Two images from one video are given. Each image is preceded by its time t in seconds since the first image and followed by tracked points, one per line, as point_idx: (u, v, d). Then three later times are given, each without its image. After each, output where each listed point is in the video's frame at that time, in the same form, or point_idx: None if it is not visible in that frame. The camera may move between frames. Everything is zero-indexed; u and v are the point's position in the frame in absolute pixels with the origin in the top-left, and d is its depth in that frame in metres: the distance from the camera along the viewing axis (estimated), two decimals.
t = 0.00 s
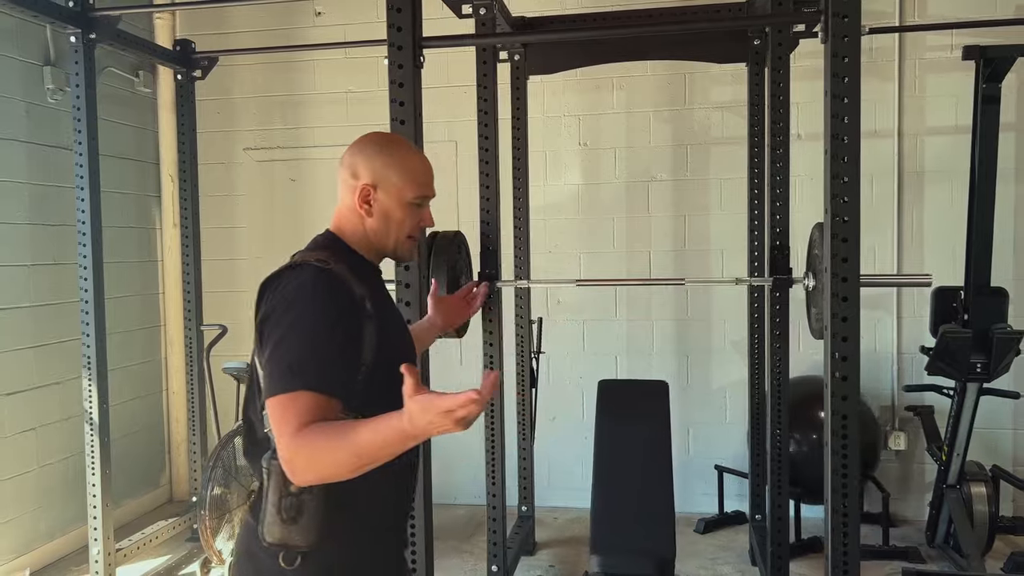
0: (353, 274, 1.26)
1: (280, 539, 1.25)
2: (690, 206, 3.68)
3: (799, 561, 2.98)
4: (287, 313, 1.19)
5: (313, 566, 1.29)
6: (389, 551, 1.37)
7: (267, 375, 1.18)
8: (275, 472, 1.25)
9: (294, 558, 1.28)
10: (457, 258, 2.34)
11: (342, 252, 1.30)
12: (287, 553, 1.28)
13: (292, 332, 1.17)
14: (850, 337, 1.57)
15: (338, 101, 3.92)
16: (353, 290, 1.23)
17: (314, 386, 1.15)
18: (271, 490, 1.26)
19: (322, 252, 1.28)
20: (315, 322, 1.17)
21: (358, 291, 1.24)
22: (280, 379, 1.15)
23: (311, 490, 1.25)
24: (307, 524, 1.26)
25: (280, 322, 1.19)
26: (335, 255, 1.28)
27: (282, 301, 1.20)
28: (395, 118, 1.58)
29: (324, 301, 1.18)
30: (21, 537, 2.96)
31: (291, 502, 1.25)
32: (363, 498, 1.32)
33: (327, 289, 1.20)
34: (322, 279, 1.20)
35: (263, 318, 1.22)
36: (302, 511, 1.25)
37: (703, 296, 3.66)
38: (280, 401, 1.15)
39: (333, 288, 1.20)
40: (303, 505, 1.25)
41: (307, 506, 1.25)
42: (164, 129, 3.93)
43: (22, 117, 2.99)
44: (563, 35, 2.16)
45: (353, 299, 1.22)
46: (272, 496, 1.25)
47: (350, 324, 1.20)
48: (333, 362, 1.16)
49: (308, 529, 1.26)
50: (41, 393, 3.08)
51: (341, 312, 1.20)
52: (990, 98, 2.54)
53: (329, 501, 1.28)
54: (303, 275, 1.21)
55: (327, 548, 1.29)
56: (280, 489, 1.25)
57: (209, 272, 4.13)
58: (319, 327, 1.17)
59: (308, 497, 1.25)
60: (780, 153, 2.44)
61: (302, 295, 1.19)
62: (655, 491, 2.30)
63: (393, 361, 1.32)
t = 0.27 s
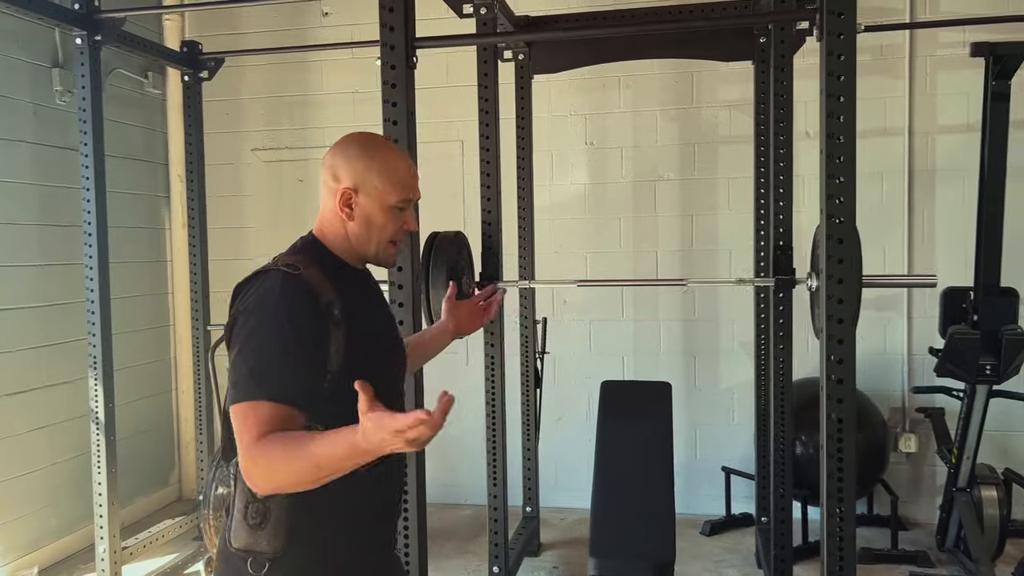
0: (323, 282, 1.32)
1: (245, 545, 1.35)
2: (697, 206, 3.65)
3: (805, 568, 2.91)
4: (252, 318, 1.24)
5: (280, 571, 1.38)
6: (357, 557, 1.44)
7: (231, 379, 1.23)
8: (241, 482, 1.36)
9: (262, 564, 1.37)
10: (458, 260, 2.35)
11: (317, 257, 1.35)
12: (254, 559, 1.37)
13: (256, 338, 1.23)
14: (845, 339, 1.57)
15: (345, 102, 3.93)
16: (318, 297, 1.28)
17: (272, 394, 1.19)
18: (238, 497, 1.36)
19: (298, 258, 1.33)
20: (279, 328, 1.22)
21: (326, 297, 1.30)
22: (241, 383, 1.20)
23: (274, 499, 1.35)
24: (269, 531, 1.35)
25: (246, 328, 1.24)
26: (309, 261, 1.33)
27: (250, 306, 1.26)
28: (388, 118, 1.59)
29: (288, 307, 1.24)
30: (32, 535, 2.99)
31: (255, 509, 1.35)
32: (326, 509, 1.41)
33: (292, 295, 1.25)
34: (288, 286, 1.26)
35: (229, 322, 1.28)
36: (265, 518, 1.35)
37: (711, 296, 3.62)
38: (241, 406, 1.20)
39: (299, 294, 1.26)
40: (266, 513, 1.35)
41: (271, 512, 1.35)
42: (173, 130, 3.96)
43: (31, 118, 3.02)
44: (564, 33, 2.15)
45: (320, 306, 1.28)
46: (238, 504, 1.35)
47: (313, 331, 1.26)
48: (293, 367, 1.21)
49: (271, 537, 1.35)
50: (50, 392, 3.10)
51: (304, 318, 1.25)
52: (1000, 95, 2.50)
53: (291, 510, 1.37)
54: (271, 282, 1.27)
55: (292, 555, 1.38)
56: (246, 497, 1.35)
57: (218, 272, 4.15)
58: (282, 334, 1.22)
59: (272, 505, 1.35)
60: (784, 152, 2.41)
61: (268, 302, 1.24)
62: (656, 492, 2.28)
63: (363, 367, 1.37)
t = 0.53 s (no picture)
0: (311, 282, 1.31)
1: (230, 548, 1.34)
2: (710, 203, 3.58)
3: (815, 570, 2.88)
4: (240, 323, 1.24)
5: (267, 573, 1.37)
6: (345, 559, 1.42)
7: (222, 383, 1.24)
8: (226, 485, 1.35)
9: (249, 566, 1.36)
10: (465, 258, 2.32)
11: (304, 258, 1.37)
12: (241, 562, 1.36)
13: (243, 342, 1.23)
14: (853, 339, 1.54)
15: (356, 100, 3.92)
16: (307, 298, 1.28)
17: (268, 400, 1.19)
18: (223, 499, 1.35)
19: (286, 259, 1.35)
20: (267, 332, 1.23)
21: (314, 298, 1.29)
22: (231, 388, 1.21)
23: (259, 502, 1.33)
24: (254, 535, 1.34)
25: (234, 332, 1.25)
26: (295, 262, 1.34)
27: (237, 310, 1.26)
28: (387, 115, 1.58)
29: (275, 311, 1.24)
30: (44, 531, 3.02)
31: (239, 512, 1.34)
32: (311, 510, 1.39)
33: (279, 297, 1.25)
34: (274, 289, 1.26)
35: (218, 327, 1.28)
36: (250, 522, 1.34)
37: (724, 295, 3.58)
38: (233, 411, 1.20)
39: (286, 297, 1.26)
40: (251, 516, 1.34)
41: (255, 517, 1.33)
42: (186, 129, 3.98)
43: (44, 118, 3.04)
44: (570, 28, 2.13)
45: (308, 307, 1.28)
46: (222, 507, 1.35)
47: (303, 333, 1.26)
48: (283, 371, 1.22)
49: (256, 540, 1.34)
50: (63, 390, 3.12)
51: (292, 320, 1.25)
52: (1017, 90, 2.44)
53: (277, 512, 1.36)
54: (257, 284, 1.27)
55: (278, 557, 1.37)
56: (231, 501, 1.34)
57: (230, 270, 4.17)
58: (271, 338, 1.23)
59: (257, 508, 1.34)
60: (796, 150, 2.36)
61: (255, 305, 1.24)
62: (664, 494, 2.26)
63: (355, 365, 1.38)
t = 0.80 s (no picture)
0: (302, 277, 1.30)
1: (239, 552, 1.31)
2: (724, 201, 3.51)
3: (829, 575, 2.85)
4: (236, 324, 1.22)
5: None
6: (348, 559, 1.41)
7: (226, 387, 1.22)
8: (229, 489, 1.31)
9: (256, 570, 1.34)
10: (470, 258, 2.29)
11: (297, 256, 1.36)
12: (249, 566, 1.33)
13: (243, 343, 1.21)
14: (861, 341, 1.50)
15: (367, 99, 3.91)
16: (301, 292, 1.27)
17: (285, 401, 1.18)
18: (228, 504, 1.31)
19: (277, 256, 1.33)
20: (267, 330, 1.21)
21: (307, 291, 1.28)
22: (242, 392, 1.18)
23: (265, 505, 1.31)
24: (263, 538, 1.31)
25: (230, 334, 1.22)
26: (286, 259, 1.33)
27: (229, 312, 1.23)
28: (386, 112, 1.56)
29: (271, 308, 1.22)
30: (55, 530, 3.04)
31: (247, 517, 1.31)
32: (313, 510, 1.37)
33: (273, 294, 1.24)
34: (266, 286, 1.24)
35: (212, 332, 1.25)
36: (256, 526, 1.31)
37: (738, 295, 3.52)
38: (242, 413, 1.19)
39: (281, 293, 1.24)
40: (258, 520, 1.31)
41: (264, 520, 1.31)
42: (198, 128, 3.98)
43: (54, 118, 3.06)
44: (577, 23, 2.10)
45: (303, 301, 1.26)
46: (228, 512, 1.31)
47: (303, 327, 1.24)
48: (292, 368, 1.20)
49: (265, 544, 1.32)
50: (73, 389, 3.14)
51: (291, 315, 1.23)
52: None
53: (283, 517, 1.33)
54: (246, 284, 1.24)
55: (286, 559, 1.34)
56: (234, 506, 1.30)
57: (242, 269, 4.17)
58: (271, 335, 1.21)
59: (263, 512, 1.31)
60: (809, 146, 2.32)
61: (249, 305, 1.22)
62: (673, 497, 2.23)
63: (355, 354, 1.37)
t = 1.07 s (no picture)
0: (287, 278, 1.29)
1: (240, 566, 1.32)
2: (739, 202, 3.45)
3: None
4: (223, 331, 1.20)
5: None
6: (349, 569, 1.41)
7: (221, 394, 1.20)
8: (226, 503, 1.33)
9: None
10: (478, 260, 2.26)
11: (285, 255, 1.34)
12: None
13: (233, 348, 1.19)
14: (873, 347, 1.44)
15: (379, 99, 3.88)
16: (286, 292, 1.26)
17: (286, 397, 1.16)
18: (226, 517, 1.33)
19: (263, 260, 1.31)
20: (257, 332, 1.20)
21: (293, 292, 1.27)
22: (240, 394, 1.17)
23: (260, 518, 1.31)
24: (261, 552, 1.31)
25: (222, 340, 1.21)
26: (272, 262, 1.31)
27: (216, 319, 1.22)
28: (388, 111, 1.53)
29: (258, 311, 1.21)
30: (65, 530, 3.04)
31: (245, 530, 1.31)
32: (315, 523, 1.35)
33: (259, 296, 1.22)
34: (251, 289, 1.23)
35: (203, 341, 1.23)
36: (254, 540, 1.31)
37: (754, 297, 3.46)
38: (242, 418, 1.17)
39: (270, 294, 1.23)
40: (256, 532, 1.31)
41: (260, 533, 1.31)
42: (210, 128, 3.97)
43: (65, 118, 3.06)
44: (585, 19, 2.06)
45: (291, 301, 1.26)
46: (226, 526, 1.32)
47: (292, 327, 1.23)
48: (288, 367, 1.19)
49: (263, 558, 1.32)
50: (84, 389, 3.14)
51: (280, 315, 1.22)
52: None
53: (282, 531, 1.32)
54: (229, 289, 1.23)
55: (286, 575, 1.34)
56: (231, 520, 1.32)
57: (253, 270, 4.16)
58: (263, 336, 1.20)
59: (257, 526, 1.31)
60: (825, 146, 2.26)
61: (236, 309, 1.21)
62: (683, 502, 2.19)
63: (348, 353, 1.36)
